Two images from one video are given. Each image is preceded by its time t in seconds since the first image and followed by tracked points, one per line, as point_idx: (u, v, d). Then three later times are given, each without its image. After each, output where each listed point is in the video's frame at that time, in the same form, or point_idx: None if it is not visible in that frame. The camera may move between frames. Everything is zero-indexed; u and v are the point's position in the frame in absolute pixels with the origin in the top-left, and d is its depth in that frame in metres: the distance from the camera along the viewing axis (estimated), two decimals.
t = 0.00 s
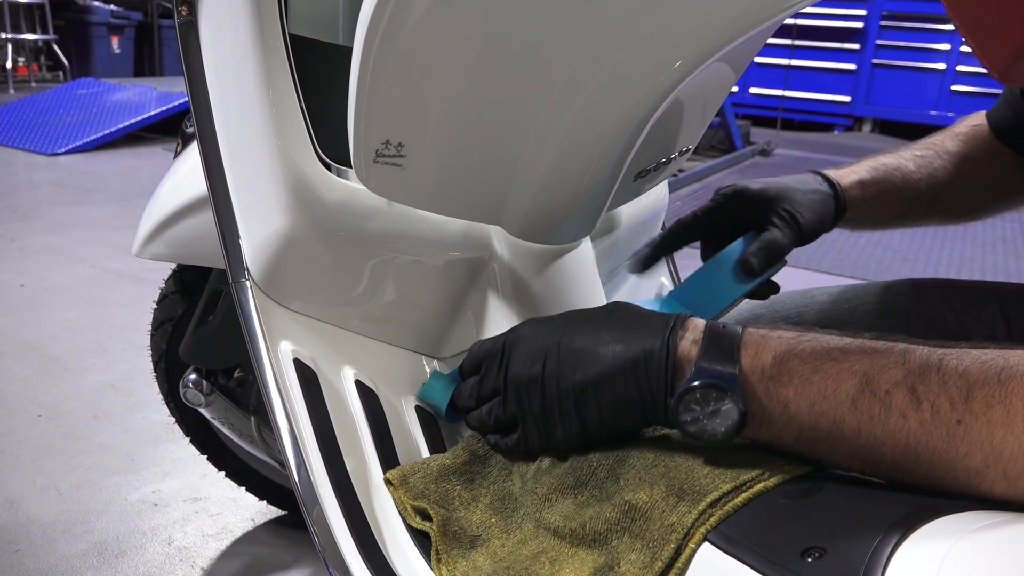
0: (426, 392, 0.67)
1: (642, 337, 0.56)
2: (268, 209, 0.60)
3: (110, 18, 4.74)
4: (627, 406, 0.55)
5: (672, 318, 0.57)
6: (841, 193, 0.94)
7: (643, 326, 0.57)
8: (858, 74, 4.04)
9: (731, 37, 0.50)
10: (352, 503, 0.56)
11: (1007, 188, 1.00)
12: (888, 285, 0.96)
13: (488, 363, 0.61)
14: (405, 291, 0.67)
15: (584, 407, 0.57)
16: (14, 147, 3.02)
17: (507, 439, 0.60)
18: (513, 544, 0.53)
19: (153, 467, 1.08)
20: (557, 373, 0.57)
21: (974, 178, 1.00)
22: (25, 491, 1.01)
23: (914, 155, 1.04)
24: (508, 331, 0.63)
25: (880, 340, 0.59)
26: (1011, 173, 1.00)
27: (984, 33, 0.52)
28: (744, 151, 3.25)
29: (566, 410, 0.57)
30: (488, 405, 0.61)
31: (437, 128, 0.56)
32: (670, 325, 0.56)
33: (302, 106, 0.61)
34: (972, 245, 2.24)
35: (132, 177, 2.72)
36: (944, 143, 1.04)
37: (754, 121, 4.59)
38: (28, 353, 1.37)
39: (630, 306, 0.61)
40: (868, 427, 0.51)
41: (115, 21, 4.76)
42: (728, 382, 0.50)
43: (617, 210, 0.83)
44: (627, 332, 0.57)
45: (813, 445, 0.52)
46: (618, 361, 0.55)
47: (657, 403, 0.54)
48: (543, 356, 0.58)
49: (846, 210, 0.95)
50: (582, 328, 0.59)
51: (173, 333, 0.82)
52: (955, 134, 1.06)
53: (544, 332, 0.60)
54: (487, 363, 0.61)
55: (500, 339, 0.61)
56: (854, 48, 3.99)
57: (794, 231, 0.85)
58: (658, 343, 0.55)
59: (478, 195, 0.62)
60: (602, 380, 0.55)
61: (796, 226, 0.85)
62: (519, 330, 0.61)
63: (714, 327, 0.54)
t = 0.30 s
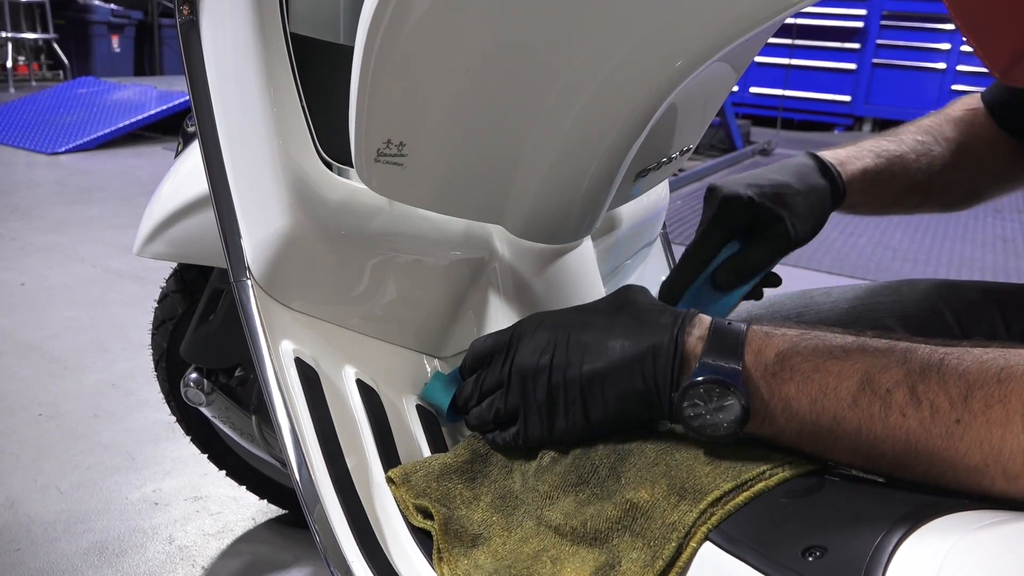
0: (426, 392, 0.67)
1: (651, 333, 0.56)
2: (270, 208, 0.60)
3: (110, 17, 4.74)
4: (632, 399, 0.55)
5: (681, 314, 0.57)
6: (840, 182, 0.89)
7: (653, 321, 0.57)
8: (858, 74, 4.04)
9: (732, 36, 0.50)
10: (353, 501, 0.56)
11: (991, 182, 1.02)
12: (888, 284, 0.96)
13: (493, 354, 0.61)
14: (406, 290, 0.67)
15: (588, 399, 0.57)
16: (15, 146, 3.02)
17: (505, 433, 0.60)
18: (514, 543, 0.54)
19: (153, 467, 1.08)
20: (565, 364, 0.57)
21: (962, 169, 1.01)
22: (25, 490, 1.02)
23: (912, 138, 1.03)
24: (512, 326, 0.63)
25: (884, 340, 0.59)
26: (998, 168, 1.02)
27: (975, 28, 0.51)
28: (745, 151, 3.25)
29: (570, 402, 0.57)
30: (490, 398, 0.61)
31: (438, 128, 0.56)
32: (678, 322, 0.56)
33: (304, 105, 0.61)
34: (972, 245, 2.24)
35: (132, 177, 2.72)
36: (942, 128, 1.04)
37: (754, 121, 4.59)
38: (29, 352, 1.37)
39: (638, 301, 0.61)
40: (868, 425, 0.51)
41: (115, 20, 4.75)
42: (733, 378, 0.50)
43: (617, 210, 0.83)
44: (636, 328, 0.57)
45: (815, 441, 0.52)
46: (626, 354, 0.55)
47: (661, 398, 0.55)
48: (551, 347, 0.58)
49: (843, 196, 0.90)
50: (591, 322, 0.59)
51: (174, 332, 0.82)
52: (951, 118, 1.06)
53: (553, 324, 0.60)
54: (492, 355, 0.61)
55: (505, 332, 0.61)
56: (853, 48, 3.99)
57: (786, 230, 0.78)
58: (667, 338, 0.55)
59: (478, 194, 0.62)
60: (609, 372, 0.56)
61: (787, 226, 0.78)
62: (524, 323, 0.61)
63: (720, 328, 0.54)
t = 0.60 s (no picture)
0: (426, 392, 0.67)
1: (659, 323, 0.58)
2: (271, 208, 0.61)
3: (111, 16, 4.73)
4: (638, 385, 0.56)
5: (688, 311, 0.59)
6: (827, 172, 0.87)
7: (661, 314, 0.59)
8: (858, 75, 4.04)
9: (732, 37, 0.50)
10: (353, 502, 0.56)
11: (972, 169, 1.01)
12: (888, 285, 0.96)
13: (499, 345, 0.62)
14: (406, 291, 0.67)
15: (595, 384, 0.58)
16: (15, 145, 3.03)
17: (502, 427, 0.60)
18: (514, 543, 0.54)
19: (153, 466, 1.08)
20: (573, 351, 0.59)
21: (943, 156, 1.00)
22: (25, 489, 1.02)
23: (900, 122, 1.01)
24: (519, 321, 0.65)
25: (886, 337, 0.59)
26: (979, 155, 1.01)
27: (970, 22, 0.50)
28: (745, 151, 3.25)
29: (576, 387, 0.58)
30: (493, 390, 0.62)
31: (439, 128, 0.56)
32: (686, 313, 0.58)
33: (305, 106, 0.61)
34: (972, 246, 2.24)
35: (132, 176, 2.72)
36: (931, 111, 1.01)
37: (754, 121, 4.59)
38: (29, 351, 1.37)
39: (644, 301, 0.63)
40: (866, 415, 0.52)
41: (116, 19, 4.75)
42: (738, 363, 0.52)
43: (618, 211, 0.83)
44: (644, 317, 0.59)
45: (813, 430, 0.53)
46: (634, 339, 0.57)
47: (668, 383, 0.56)
48: (560, 335, 0.60)
49: (832, 183, 0.86)
50: (600, 314, 0.61)
51: (175, 332, 0.82)
52: (941, 99, 1.02)
53: (562, 315, 0.62)
54: (497, 347, 0.62)
55: (512, 326, 0.63)
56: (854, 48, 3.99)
57: (761, 254, 0.80)
58: (674, 324, 0.57)
59: (479, 195, 0.62)
60: (617, 357, 0.57)
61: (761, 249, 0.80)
62: (532, 317, 0.63)
63: (724, 323, 0.55)
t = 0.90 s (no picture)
0: (433, 392, 0.68)
1: (666, 319, 0.60)
2: (274, 206, 0.61)
3: (112, 15, 4.73)
4: (649, 379, 0.59)
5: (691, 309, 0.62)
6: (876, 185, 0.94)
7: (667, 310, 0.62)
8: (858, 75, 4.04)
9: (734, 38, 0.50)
10: (357, 501, 0.57)
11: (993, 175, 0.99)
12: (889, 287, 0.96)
13: (506, 341, 0.63)
14: (409, 290, 0.67)
15: (605, 379, 0.59)
16: (16, 144, 3.03)
17: (508, 423, 0.61)
18: (517, 542, 0.54)
19: (154, 465, 1.08)
20: (583, 345, 0.60)
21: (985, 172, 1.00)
22: (27, 488, 1.02)
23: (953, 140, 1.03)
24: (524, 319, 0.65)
25: (891, 337, 0.59)
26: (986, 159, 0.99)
27: (979, 29, 0.55)
28: (745, 152, 3.25)
29: (586, 382, 0.59)
30: (501, 387, 0.63)
31: (443, 128, 0.56)
32: (690, 309, 0.61)
33: (309, 105, 0.61)
34: (973, 248, 2.24)
35: (133, 175, 2.72)
36: (987, 126, 1.02)
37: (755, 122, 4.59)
38: (30, 349, 1.37)
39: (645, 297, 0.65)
40: (869, 412, 0.52)
41: (117, 18, 4.75)
42: (744, 354, 0.53)
43: (621, 211, 0.83)
44: (652, 312, 0.61)
45: (817, 427, 0.53)
46: (644, 335, 0.59)
47: (676, 377, 0.58)
48: (570, 329, 0.61)
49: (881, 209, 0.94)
50: (607, 310, 0.62)
51: (178, 330, 0.82)
52: (1000, 115, 1.03)
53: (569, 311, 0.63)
54: (504, 343, 0.63)
55: (518, 323, 0.63)
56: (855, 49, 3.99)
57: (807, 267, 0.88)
58: (682, 321, 0.60)
59: (482, 195, 0.63)
60: (627, 352, 0.59)
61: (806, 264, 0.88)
62: (538, 313, 0.64)
63: (729, 321, 0.57)
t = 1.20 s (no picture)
0: (433, 392, 0.68)
1: (667, 322, 0.60)
2: (274, 206, 0.61)
3: (112, 15, 4.73)
4: (648, 382, 0.58)
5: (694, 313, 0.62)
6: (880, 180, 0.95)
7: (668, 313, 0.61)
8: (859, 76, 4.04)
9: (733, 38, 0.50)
10: (355, 500, 0.57)
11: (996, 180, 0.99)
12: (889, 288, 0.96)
13: (506, 343, 0.63)
14: (408, 291, 0.67)
15: (604, 382, 0.59)
16: (17, 143, 3.03)
17: (507, 424, 0.61)
18: (516, 542, 0.54)
19: (154, 464, 1.08)
20: (582, 349, 0.60)
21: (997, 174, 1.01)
22: (26, 487, 1.02)
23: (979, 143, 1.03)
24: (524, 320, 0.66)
25: (891, 340, 0.60)
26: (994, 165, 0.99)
27: (980, 30, 0.55)
28: (745, 152, 3.25)
29: (586, 384, 0.60)
30: (500, 389, 0.63)
31: (442, 128, 0.56)
32: (692, 313, 0.61)
33: (309, 105, 0.61)
34: (972, 249, 2.24)
35: (133, 174, 2.72)
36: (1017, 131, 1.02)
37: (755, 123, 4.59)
38: (30, 349, 1.37)
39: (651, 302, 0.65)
40: (869, 413, 0.52)
41: (117, 17, 4.75)
42: (743, 357, 0.53)
43: (621, 211, 0.83)
44: (653, 315, 0.61)
45: (817, 428, 0.53)
46: (644, 339, 0.59)
47: (675, 381, 0.58)
48: (570, 331, 0.61)
49: (890, 205, 0.95)
50: (608, 314, 0.62)
51: (177, 330, 0.82)
52: None
53: (570, 313, 0.63)
54: (503, 344, 0.63)
55: (518, 324, 0.63)
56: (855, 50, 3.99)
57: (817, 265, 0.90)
58: (683, 324, 0.60)
59: (481, 196, 0.63)
60: (627, 355, 0.59)
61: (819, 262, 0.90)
62: (538, 315, 0.64)
63: (729, 323, 0.57)
